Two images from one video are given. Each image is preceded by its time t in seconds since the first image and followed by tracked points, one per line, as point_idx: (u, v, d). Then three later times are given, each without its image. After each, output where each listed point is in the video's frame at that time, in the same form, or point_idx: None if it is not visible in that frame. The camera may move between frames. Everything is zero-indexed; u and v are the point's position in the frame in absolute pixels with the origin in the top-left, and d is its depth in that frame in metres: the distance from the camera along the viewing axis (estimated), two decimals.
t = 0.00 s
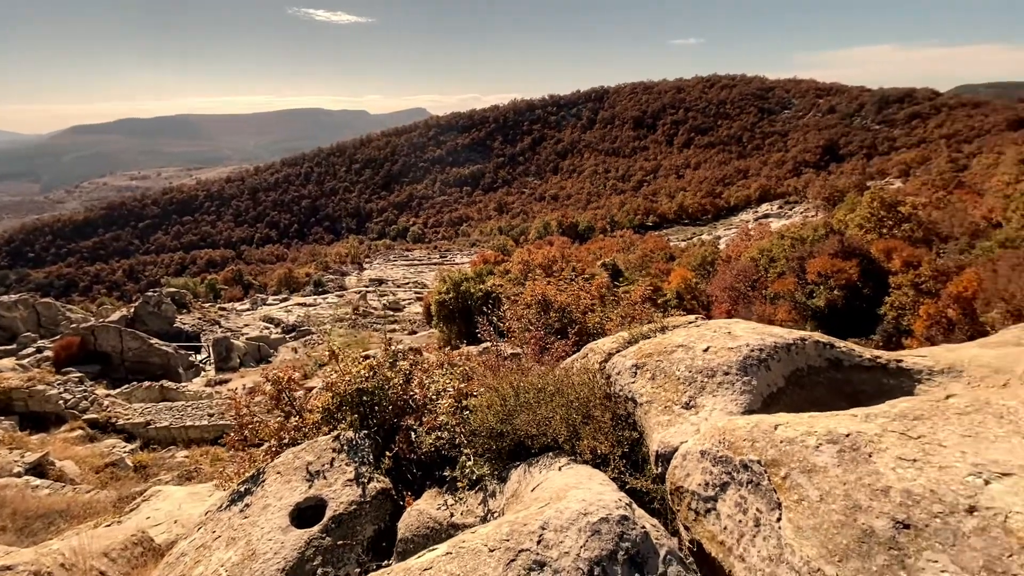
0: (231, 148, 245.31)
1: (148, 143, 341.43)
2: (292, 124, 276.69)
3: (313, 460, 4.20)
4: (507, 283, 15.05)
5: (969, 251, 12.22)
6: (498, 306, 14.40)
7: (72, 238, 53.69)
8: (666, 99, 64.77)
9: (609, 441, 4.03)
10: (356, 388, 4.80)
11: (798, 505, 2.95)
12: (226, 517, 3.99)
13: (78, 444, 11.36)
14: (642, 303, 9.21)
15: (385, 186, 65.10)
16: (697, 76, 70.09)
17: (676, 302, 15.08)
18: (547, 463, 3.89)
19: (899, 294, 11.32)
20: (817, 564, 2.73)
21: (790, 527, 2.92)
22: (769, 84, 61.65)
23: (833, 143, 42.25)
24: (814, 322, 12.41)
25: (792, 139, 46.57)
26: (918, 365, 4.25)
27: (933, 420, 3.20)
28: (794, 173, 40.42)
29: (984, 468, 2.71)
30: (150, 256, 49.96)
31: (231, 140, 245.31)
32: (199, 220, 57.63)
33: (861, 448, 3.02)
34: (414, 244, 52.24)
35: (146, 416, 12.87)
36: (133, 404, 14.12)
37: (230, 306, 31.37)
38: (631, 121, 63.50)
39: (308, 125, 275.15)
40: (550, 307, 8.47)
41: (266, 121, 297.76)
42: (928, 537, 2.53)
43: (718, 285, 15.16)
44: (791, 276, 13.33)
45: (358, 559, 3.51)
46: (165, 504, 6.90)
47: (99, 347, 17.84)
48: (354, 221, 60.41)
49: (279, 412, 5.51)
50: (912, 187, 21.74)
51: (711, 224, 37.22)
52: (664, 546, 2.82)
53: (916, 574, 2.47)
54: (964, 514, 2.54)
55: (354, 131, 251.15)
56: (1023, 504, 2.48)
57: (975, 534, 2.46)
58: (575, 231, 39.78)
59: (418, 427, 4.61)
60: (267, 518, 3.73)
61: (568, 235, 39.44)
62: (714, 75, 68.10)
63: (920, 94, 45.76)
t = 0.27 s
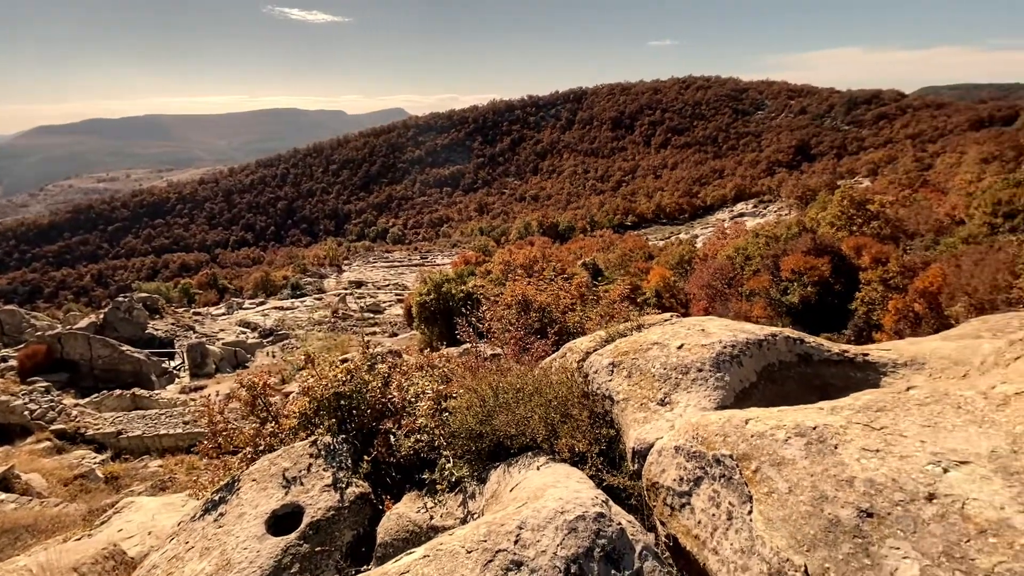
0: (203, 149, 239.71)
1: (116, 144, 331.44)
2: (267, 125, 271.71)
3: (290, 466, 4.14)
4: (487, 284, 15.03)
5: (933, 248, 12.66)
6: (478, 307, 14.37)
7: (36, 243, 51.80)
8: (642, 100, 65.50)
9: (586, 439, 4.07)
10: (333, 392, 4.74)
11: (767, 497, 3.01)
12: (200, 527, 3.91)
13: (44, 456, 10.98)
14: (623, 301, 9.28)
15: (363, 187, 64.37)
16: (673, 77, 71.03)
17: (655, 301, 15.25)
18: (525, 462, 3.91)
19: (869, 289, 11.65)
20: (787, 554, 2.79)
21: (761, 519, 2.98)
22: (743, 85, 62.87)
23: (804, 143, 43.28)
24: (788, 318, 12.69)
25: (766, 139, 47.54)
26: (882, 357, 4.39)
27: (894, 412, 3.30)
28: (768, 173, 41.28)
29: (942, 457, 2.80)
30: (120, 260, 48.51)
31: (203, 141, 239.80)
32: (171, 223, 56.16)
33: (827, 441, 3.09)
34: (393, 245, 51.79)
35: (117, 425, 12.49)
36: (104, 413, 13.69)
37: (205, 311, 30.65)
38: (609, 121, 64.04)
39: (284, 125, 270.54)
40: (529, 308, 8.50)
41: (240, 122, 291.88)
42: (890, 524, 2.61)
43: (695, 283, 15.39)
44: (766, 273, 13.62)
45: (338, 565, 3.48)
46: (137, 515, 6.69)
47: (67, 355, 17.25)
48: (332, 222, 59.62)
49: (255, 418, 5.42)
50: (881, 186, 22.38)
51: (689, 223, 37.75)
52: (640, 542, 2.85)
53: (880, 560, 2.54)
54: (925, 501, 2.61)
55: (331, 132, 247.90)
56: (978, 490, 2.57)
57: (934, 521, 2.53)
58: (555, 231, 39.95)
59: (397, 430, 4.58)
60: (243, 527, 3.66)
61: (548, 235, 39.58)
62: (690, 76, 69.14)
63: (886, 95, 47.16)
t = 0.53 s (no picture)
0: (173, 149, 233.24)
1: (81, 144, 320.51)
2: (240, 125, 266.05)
3: (266, 473, 4.08)
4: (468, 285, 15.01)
5: (900, 244, 13.10)
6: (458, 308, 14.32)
7: None
8: (620, 101, 66.12)
9: (564, 437, 4.11)
10: (309, 396, 4.68)
11: (738, 490, 3.08)
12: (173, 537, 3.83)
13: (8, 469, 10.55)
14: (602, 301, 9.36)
15: (341, 188, 63.57)
16: (649, 79, 71.85)
17: (634, 300, 15.40)
18: (504, 463, 3.93)
19: (840, 285, 11.97)
20: (756, 545, 2.85)
21: (732, 512, 3.04)
22: (717, 87, 63.97)
23: (777, 144, 44.26)
24: (763, 315, 12.98)
25: (740, 140, 48.48)
26: (849, 351, 4.54)
27: (858, 403, 3.39)
28: (742, 173, 42.11)
29: (902, 446, 2.87)
30: (87, 265, 46.95)
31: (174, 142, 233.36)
32: (140, 226, 54.54)
33: (794, 433, 3.17)
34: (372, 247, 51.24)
35: (86, 436, 12.08)
36: (71, 423, 13.22)
37: (177, 316, 29.86)
38: (587, 122, 64.48)
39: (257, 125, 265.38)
40: (509, 308, 8.53)
41: (212, 122, 284.98)
42: (853, 512, 2.68)
43: (673, 281, 15.61)
44: (741, 271, 13.89)
45: (315, 573, 3.45)
46: (108, 527, 6.49)
47: (31, 364, 16.63)
48: (309, 224, 58.69)
49: (230, 424, 5.32)
50: (850, 185, 23.02)
51: (666, 222, 38.24)
52: (617, 537, 2.88)
53: (844, 548, 2.61)
54: (886, 489, 2.68)
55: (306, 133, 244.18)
56: (935, 477, 2.64)
57: (895, 508, 2.60)
58: (535, 231, 40.06)
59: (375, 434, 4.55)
60: (217, 536, 3.60)
61: (529, 235, 39.66)
62: (666, 78, 70.06)
63: (855, 97, 48.51)
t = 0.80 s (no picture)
0: (141, 150, 226.45)
1: (42, 145, 308.88)
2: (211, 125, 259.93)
3: (241, 481, 4.00)
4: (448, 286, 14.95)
5: (867, 242, 13.52)
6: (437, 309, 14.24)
7: None
8: (597, 102, 66.68)
9: (543, 437, 4.13)
10: (285, 401, 4.61)
11: (713, 484, 3.14)
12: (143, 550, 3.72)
13: None
14: (581, 300, 9.44)
15: (317, 190, 62.62)
16: (625, 81, 72.64)
17: (612, 299, 15.54)
18: (483, 463, 3.93)
19: (811, 282, 12.28)
20: (730, 538, 2.91)
21: (706, 506, 3.10)
22: (691, 89, 65.04)
23: (749, 145, 45.20)
24: (738, 312, 13.24)
25: (714, 141, 49.36)
26: (818, 347, 4.68)
27: (826, 397, 3.49)
28: (716, 173, 42.89)
29: (867, 436, 2.96)
30: (51, 270, 45.28)
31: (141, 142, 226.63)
32: (107, 229, 52.83)
33: (765, 427, 3.24)
34: (350, 249, 50.61)
35: (50, 448, 11.63)
36: (35, 435, 12.73)
37: (148, 322, 29.02)
38: (564, 123, 64.85)
39: (229, 126, 259.65)
40: (489, 310, 8.53)
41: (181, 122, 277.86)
42: (822, 503, 2.75)
43: (651, 280, 15.81)
44: (717, 270, 14.15)
45: None
46: (76, 542, 6.27)
47: None
48: (285, 226, 57.68)
49: (203, 431, 5.20)
50: (820, 185, 23.64)
51: (643, 222, 38.71)
52: (595, 535, 2.89)
53: (812, 537, 2.68)
54: (852, 479, 2.76)
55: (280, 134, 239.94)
56: (898, 466, 2.72)
57: (861, 497, 2.67)
58: (515, 232, 40.13)
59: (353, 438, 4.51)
60: (190, 547, 3.50)
61: (508, 236, 39.71)
62: (641, 80, 70.92)
63: (823, 99, 49.84)
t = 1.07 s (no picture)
0: (106, 151, 219.08)
1: None
2: (180, 126, 253.23)
3: (215, 492, 3.90)
4: (427, 288, 14.86)
5: (835, 241, 13.93)
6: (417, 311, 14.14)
7: None
8: (573, 104, 67.18)
9: (523, 438, 4.14)
10: (260, 408, 4.51)
11: (689, 480, 3.19)
12: (112, 566, 3.60)
13: None
14: (560, 300, 9.51)
15: (291, 192, 61.55)
16: (601, 82, 73.30)
17: (591, 299, 15.65)
18: (463, 466, 3.92)
19: (783, 280, 12.57)
20: (707, 533, 2.96)
21: (684, 502, 3.14)
22: (666, 91, 66.04)
23: (723, 146, 46.10)
24: (714, 310, 13.48)
25: (689, 142, 50.19)
26: (789, 343, 4.80)
27: (796, 391, 3.59)
28: (691, 174, 43.62)
29: (836, 430, 3.05)
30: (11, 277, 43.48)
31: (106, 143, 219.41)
32: (71, 233, 50.96)
33: (739, 423, 3.31)
34: (326, 252, 49.88)
35: (11, 462, 11.13)
36: None
37: (116, 329, 28.09)
38: (542, 125, 65.14)
39: (199, 126, 253.30)
40: (468, 311, 8.54)
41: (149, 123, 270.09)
42: (794, 496, 2.82)
43: (629, 280, 15.98)
44: (692, 269, 14.38)
45: None
46: (40, 559, 6.03)
47: None
48: (258, 229, 56.53)
49: (174, 443, 5.06)
50: (790, 185, 24.24)
51: (621, 223, 39.13)
52: (575, 534, 2.90)
53: (785, 530, 2.74)
54: (822, 472, 2.84)
55: (252, 135, 235.20)
56: (866, 458, 2.80)
57: (831, 489, 2.75)
58: (494, 233, 40.11)
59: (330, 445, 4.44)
60: (162, 561, 3.40)
61: (487, 237, 39.68)
62: (617, 82, 71.69)
63: (792, 102, 51.14)
